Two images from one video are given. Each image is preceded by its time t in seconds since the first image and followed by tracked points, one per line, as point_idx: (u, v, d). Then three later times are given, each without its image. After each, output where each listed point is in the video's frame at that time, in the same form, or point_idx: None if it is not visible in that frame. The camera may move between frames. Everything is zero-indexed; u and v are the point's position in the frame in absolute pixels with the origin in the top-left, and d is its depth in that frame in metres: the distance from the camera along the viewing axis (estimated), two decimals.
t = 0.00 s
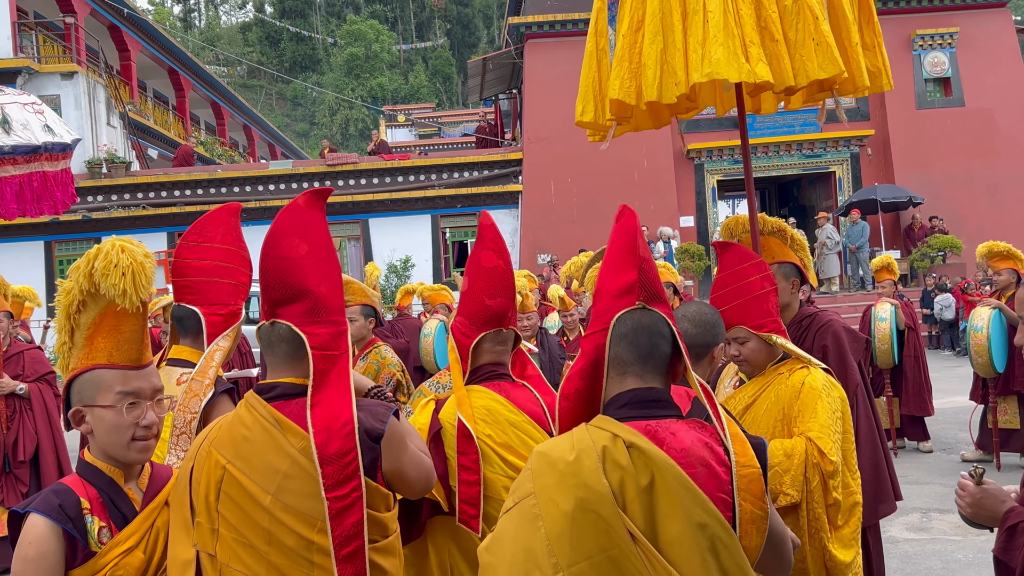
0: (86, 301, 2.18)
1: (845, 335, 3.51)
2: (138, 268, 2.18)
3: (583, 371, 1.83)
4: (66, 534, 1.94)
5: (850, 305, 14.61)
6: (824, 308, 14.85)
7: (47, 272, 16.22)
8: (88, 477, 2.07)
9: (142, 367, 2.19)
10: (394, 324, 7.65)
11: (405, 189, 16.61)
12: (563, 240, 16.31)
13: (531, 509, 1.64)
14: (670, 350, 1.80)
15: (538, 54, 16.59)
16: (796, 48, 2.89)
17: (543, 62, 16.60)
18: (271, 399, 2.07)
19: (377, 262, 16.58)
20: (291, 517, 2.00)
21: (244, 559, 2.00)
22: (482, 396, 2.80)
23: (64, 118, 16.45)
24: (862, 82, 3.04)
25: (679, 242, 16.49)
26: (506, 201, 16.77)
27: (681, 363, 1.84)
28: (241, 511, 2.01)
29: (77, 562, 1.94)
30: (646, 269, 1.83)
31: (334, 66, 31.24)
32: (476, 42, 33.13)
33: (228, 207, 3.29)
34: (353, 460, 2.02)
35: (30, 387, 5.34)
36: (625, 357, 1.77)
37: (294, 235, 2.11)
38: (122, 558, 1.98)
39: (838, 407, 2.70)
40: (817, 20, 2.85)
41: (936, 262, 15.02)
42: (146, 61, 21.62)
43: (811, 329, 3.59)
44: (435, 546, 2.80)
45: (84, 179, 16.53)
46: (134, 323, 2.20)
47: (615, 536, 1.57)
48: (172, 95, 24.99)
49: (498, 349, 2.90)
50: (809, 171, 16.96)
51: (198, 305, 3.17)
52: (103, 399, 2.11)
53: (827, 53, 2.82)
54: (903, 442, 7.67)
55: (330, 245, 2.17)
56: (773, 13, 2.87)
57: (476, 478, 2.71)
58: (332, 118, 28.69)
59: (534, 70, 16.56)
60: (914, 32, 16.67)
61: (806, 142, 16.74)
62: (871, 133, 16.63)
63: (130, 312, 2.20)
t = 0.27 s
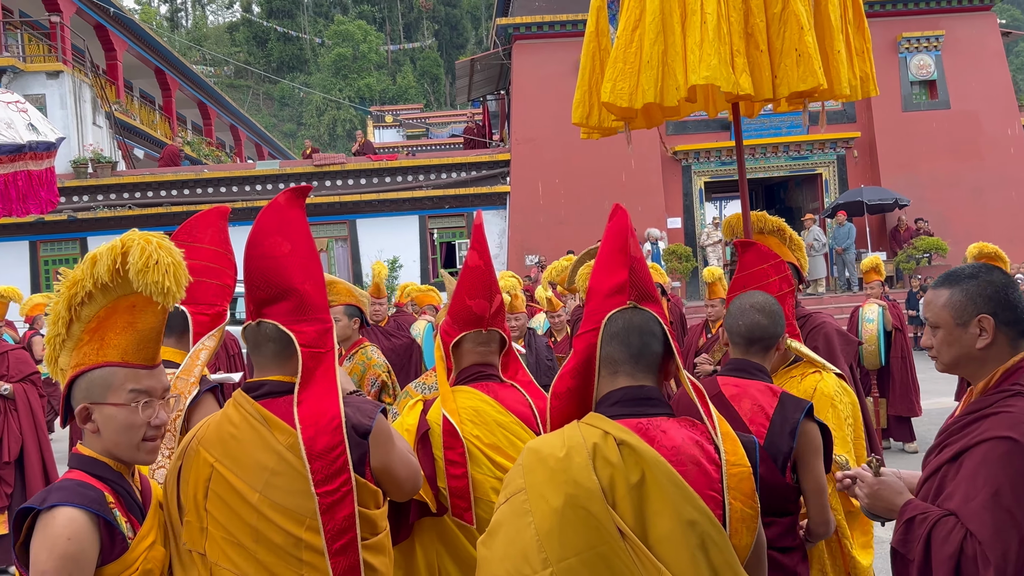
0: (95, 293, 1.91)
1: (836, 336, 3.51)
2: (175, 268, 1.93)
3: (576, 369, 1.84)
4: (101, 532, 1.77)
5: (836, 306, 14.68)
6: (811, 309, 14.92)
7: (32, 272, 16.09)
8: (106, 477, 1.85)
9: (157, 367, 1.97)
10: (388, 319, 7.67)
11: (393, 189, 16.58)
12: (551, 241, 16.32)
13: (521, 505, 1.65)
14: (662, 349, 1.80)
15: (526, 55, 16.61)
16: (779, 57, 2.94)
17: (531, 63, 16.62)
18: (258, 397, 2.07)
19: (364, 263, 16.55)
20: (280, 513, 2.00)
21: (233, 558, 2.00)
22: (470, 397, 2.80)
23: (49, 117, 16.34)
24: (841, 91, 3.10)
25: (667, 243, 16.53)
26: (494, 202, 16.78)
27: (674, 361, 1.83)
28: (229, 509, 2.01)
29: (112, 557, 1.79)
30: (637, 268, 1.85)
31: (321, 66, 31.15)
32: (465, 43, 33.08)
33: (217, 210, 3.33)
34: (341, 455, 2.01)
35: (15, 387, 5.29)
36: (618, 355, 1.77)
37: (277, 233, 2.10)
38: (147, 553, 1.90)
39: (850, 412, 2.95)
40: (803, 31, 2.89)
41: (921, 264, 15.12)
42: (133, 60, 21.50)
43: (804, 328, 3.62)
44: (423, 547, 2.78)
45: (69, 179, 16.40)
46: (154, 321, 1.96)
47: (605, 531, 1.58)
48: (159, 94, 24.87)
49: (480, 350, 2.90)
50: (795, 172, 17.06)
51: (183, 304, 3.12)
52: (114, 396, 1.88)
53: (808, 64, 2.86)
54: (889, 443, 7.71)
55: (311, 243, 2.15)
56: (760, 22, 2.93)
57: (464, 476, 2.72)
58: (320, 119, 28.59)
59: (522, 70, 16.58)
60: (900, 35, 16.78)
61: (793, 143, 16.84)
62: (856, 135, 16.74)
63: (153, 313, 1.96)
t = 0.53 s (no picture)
0: (85, 283, 1.80)
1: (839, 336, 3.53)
2: (178, 253, 1.83)
3: (570, 366, 1.83)
4: (121, 532, 1.73)
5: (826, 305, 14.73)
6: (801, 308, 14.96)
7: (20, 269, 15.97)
8: (114, 474, 1.80)
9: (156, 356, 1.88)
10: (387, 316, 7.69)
11: (384, 187, 16.55)
12: (542, 240, 16.32)
13: (515, 499, 1.64)
14: (656, 346, 1.81)
15: (517, 53, 16.61)
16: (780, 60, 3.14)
17: (523, 62, 16.61)
18: (238, 395, 2.06)
19: (355, 261, 16.51)
20: (262, 509, 2.00)
21: (216, 556, 1.99)
22: (457, 396, 2.79)
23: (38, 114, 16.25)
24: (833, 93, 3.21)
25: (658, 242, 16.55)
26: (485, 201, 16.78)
27: (667, 360, 1.82)
28: (212, 508, 2.00)
29: (131, 556, 1.77)
30: (631, 265, 1.83)
31: (312, 64, 31.06)
32: (456, 41, 33.01)
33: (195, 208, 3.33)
34: (322, 453, 2.01)
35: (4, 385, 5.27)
36: (612, 351, 1.77)
37: (260, 230, 2.08)
38: (158, 550, 1.89)
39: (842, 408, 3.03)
40: (802, 33, 3.07)
41: (910, 263, 15.21)
42: (122, 57, 21.40)
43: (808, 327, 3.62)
44: (410, 544, 2.81)
45: (58, 176, 16.29)
46: (153, 309, 1.86)
47: (600, 525, 1.58)
48: (149, 91, 24.76)
49: (463, 347, 2.91)
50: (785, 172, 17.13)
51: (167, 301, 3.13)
52: (115, 390, 1.79)
53: (807, 68, 3.05)
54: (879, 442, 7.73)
55: (297, 238, 2.14)
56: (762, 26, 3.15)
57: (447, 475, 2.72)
58: (310, 116, 28.51)
59: (514, 68, 16.58)
60: (891, 34, 16.85)
61: (783, 143, 16.90)
62: (847, 135, 16.81)
63: (153, 301, 1.85)
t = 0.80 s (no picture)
0: (96, 275, 1.67)
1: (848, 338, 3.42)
2: (208, 248, 1.74)
3: (561, 363, 1.83)
4: (151, 541, 1.62)
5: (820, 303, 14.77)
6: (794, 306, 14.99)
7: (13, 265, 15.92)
8: (133, 480, 1.68)
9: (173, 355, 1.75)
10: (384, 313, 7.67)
11: (378, 185, 16.53)
12: (536, 238, 16.33)
13: (509, 494, 1.64)
14: (648, 342, 1.81)
15: (512, 51, 16.62)
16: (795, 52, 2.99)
17: (518, 59, 16.62)
18: (229, 393, 2.06)
19: (349, 258, 16.47)
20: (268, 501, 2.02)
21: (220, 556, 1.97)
22: (447, 393, 2.80)
23: (31, 110, 16.21)
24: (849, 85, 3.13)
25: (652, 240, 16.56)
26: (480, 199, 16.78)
27: (658, 356, 1.84)
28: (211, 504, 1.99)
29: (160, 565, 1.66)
30: (622, 262, 1.85)
31: (306, 61, 31.02)
32: (450, 39, 32.98)
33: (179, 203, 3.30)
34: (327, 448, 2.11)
35: None
36: (603, 348, 1.78)
37: (238, 229, 2.08)
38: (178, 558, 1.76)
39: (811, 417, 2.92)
40: (818, 25, 2.93)
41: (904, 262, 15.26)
42: (117, 54, 21.35)
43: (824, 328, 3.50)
44: (399, 539, 2.84)
45: (52, 172, 16.23)
46: (174, 298, 1.74)
47: (595, 520, 1.58)
48: (143, 87, 24.70)
49: (455, 343, 2.88)
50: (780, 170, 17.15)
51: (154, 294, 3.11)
52: (138, 388, 1.67)
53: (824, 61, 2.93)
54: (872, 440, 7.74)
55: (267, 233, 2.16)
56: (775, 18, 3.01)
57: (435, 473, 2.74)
58: (305, 113, 28.46)
59: (509, 66, 16.58)
60: (886, 34, 16.89)
61: (778, 141, 16.93)
62: (841, 133, 16.84)
63: (172, 294, 1.73)
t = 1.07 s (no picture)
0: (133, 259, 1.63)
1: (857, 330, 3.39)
2: (253, 231, 1.74)
3: (538, 363, 1.82)
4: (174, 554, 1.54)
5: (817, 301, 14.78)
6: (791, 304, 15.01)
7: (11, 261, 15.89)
8: (154, 487, 1.62)
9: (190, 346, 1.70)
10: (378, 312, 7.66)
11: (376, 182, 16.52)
12: (535, 236, 16.32)
13: (485, 500, 1.63)
14: (627, 342, 1.82)
15: (511, 48, 16.60)
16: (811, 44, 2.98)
17: (517, 57, 16.60)
18: (229, 384, 2.42)
19: (347, 255, 16.45)
20: (273, 483, 2.39)
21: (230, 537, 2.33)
22: (437, 390, 2.81)
23: (30, 105, 16.19)
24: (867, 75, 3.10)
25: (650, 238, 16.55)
26: (478, 196, 16.76)
27: (635, 356, 1.84)
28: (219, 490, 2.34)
29: None
30: (602, 258, 1.82)
31: (306, 57, 30.95)
32: (450, 36, 32.88)
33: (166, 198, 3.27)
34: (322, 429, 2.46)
35: None
36: (582, 350, 1.77)
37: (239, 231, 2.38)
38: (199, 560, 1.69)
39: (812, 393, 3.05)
40: (833, 14, 2.92)
41: (902, 261, 15.30)
42: (115, 49, 21.31)
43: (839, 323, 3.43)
44: (390, 536, 2.82)
45: (50, 168, 16.18)
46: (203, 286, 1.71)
47: (572, 527, 1.57)
48: (141, 84, 24.67)
49: (450, 340, 2.86)
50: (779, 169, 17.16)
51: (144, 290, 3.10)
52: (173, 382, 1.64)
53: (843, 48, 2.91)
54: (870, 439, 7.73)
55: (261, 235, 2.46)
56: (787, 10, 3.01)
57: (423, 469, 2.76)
58: (304, 110, 28.38)
59: (508, 63, 16.57)
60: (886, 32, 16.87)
61: (777, 140, 16.93)
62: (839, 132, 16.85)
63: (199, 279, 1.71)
